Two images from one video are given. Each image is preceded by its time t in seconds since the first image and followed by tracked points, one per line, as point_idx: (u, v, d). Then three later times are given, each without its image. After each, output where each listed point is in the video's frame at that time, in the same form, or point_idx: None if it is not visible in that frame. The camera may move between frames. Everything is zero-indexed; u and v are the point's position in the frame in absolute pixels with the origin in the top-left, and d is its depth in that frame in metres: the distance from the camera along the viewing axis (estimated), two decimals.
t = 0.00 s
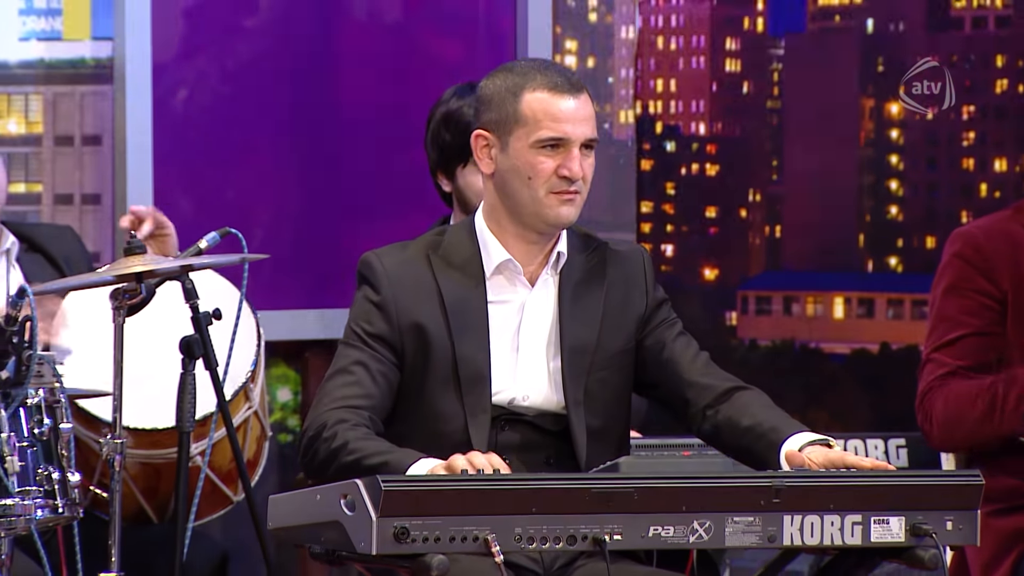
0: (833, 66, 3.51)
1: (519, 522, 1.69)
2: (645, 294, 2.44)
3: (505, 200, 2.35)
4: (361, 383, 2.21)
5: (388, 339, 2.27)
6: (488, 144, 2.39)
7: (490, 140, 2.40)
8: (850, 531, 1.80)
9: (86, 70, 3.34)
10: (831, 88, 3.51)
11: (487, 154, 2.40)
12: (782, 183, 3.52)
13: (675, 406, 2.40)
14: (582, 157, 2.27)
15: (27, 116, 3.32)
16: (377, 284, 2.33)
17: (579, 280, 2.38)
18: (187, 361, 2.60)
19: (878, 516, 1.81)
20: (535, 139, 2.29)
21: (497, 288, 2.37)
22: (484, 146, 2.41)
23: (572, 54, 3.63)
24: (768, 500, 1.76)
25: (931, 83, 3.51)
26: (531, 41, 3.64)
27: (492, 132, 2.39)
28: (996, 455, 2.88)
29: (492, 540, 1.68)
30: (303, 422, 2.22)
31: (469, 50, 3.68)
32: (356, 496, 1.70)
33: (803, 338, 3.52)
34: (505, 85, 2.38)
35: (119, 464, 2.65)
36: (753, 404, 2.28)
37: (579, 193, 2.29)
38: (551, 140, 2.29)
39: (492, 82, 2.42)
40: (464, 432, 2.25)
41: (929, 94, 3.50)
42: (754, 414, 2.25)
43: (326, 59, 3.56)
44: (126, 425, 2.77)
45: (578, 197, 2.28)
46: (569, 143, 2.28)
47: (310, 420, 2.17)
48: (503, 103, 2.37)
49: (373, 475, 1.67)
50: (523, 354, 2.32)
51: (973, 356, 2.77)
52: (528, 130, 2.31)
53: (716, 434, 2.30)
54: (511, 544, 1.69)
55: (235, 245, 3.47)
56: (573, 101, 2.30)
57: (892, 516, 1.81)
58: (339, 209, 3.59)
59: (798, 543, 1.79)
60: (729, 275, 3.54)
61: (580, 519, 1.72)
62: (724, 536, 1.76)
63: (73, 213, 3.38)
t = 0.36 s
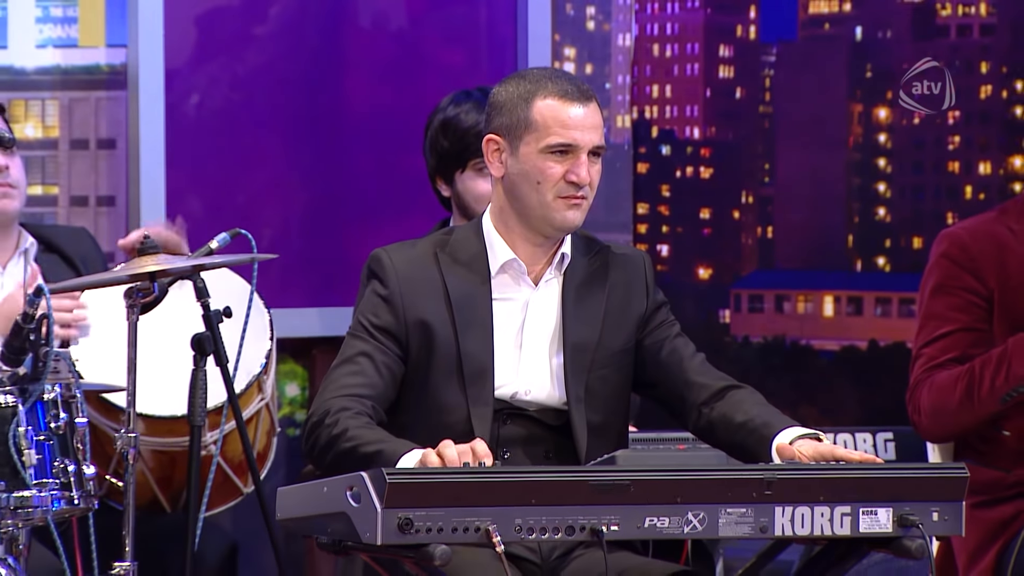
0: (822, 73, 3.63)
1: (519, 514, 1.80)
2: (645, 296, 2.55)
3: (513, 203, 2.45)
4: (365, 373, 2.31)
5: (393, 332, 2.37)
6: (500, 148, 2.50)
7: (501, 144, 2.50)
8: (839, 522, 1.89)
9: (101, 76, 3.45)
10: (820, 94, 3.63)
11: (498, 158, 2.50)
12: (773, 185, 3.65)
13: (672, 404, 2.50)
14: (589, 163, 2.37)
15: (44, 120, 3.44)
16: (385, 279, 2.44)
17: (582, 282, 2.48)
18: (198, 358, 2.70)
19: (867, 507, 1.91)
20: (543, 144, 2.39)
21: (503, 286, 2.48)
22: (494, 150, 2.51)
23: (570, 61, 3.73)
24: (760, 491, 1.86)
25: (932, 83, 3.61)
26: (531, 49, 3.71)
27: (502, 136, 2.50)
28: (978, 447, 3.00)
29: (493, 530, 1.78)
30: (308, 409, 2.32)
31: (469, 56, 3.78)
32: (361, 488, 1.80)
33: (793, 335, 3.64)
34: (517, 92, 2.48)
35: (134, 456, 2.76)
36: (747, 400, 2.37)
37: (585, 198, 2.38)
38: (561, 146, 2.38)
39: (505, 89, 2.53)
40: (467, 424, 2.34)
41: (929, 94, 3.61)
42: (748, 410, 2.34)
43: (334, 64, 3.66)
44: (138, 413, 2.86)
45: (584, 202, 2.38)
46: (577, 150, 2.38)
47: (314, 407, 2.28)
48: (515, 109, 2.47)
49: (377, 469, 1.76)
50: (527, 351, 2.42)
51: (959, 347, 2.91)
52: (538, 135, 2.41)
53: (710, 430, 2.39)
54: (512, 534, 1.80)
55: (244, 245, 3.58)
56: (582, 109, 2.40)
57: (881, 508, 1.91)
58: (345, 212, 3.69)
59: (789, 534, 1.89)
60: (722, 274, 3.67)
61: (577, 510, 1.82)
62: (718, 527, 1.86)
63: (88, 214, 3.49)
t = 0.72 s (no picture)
0: (813, 78, 3.74)
1: (519, 504, 1.89)
2: (635, 292, 2.65)
3: (505, 206, 2.55)
4: (368, 371, 2.41)
5: (393, 333, 2.48)
6: (489, 155, 2.59)
7: (489, 151, 2.59)
8: (830, 512, 2.00)
9: (116, 81, 3.55)
10: (812, 98, 3.74)
11: (488, 164, 2.59)
12: (766, 187, 3.76)
13: (664, 396, 2.61)
14: (576, 165, 2.48)
15: (61, 124, 3.55)
16: (385, 281, 2.54)
17: (575, 280, 2.58)
18: (209, 353, 2.83)
19: (856, 498, 2.02)
20: (531, 149, 2.49)
21: (498, 286, 2.58)
22: (484, 157, 2.61)
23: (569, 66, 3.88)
24: (752, 483, 1.96)
25: (931, 84, 3.72)
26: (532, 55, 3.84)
27: (491, 143, 2.59)
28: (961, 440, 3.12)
29: (495, 521, 1.88)
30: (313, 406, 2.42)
31: (472, 63, 3.91)
32: (367, 480, 1.90)
33: (784, 333, 3.76)
34: (502, 100, 2.58)
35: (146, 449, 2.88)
36: (738, 394, 2.47)
37: (574, 199, 2.49)
38: (548, 150, 2.49)
39: (490, 97, 2.63)
40: (466, 420, 2.44)
41: (929, 94, 3.71)
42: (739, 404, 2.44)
43: (339, 71, 3.77)
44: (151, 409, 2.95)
45: (573, 203, 2.48)
46: (564, 153, 2.48)
47: (320, 404, 2.38)
48: (501, 117, 2.57)
49: (384, 462, 1.86)
50: (523, 348, 2.52)
51: (949, 344, 3.01)
52: (526, 141, 2.51)
53: (701, 421, 2.50)
54: (513, 524, 1.89)
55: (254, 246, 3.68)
56: (567, 113, 2.51)
57: (869, 499, 2.02)
58: (349, 214, 3.80)
59: (781, 524, 2.00)
60: (717, 274, 3.78)
61: (577, 502, 1.92)
62: (712, 517, 1.97)
63: (103, 215, 3.60)
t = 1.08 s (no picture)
0: (807, 83, 3.87)
1: (524, 496, 2.00)
2: (636, 291, 2.75)
3: (511, 206, 2.66)
4: (377, 364, 2.52)
5: (401, 328, 2.59)
6: (497, 156, 2.70)
7: (498, 152, 2.70)
8: (823, 503, 2.11)
9: (133, 87, 3.64)
10: (805, 103, 3.87)
11: (496, 165, 2.70)
12: (760, 189, 3.89)
13: (663, 390, 2.71)
14: (581, 168, 2.59)
15: (80, 128, 3.64)
16: (394, 279, 2.65)
17: (577, 279, 2.69)
18: (224, 350, 2.92)
19: (849, 490, 2.13)
20: (538, 151, 2.60)
21: (504, 285, 2.69)
22: (493, 157, 2.71)
23: (571, 73, 3.96)
24: (749, 475, 2.07)
25: (932, 84, 3.83)
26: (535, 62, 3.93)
27: (500, 145, 2.70)
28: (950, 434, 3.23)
29: (500, 511, 1.99)
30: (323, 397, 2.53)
31: (479, 73, 4.00)
32: (375, 472, 2.01)
33: (779, 329, 3.88)
34: (512, 103, 2.69)
35: (162, 442, 2.99)
36: (734, 389, 2.57)
37: (578, 201, 2.60)
38: (554, 152, 2.60)
39: (500, 100, 2.73)
40: (471, 414, 2.56)
41: (929, 94, 3.83)
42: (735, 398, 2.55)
43: (350, 75, 3.88)
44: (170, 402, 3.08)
45: (577, 204, 2.60)
46: (569, 156, 2.60)
47: (329, 395, 2.48)
48: (510, 119, 2.68)
49: (392, 455, 1.97)
50: (526, 345, 2.63)
51: (940, 342, 3.13)
52: (534, 143, 2.62)
53: (698, 414, 2.60)
54: (517, 514, 2.00)
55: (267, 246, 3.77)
56: (574, 117, 2.62)
57: (862, 490, 2.13)
58: (357, 216, 3.91)
59: (777, 514, 2.10)
60: (714, 273, 3.91)
61: (579, 493, 2.03)
62: (710, 508, 2.07)
63: (122, 216, 3.69)
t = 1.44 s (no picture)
0: (802, 88, 3.99)
1: (529, 487, 2.11)
2: (637, 290, 2.87)
3: (515, 210, 2.77)
4: (387, 358, 2.63)
5: (410, 325, 2.70)
6: (501, 161, 2.82)
7: (502, 158, 2.82)
8: (818, 494, 2.21)
9: (151, 92, 3.76)
10: (801, 108, 3.99)
11: (500, 169, 2.82)
12: (758, 191, 4.01)
13: (663, 385, 2.82)
14: (582, 172, 2.71)
15: (100, 132, 3.73)
16: (403, 278, 2.76)
17: (580, 278, 2.80)
18: (239, 346, 3.03)
19: (843, 481, 2.24)
20: (540, 156, 2.72)
21: (510, 284, 2.80)
22: (497, 163, 2.84)
23: (575, 79, 4.06)
24: (747, 467, 2.17)
25: (931, 84, 3.98)
26: (539, 66, 4.01)
27: (503, 149, 2.82)
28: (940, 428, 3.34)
29: (506, 502, 2.10)
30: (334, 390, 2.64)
31: (485, 78, 4.14)
32: (385, 464, 2.13)
33: (776, 326, 4.01)
34: (515, 109, 2.81)
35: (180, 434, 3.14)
36: (731, 383, 2.68)
37: (580, 204, 2.72)
38: (556, 158, 2.72)
39: (503, 107, 2.85)
40: (477, 409, 2.66)
41: (929, 93, 3.98)
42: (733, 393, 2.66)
43: (362, 81, 4.01)
44: (186, 394, 3.20)
45: (579, 207, 2.71)
46: (570, 160, 2.71)
47: (340, 387, 2.59)
48: (512, 125, 2.80)
49: (402, 448, 2.07)
50: (532, 342, 2.74)
51: (932, 338, 3.23)
52: (537, 148, 2.73)
53: (698, 407, 2.72)
54: (523, 504, 2.11)
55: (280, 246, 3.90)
56: (574, 123, 2.74)
57: (855, 482, 2.24)
58: (367, 218, 4.04)
59: (773, 504, 2.21)
60: (713, 272, 4.02)
61: (583, 484, 2.14)
62: (708, 499, 2.17)
63: (140, 218, 3.80)
